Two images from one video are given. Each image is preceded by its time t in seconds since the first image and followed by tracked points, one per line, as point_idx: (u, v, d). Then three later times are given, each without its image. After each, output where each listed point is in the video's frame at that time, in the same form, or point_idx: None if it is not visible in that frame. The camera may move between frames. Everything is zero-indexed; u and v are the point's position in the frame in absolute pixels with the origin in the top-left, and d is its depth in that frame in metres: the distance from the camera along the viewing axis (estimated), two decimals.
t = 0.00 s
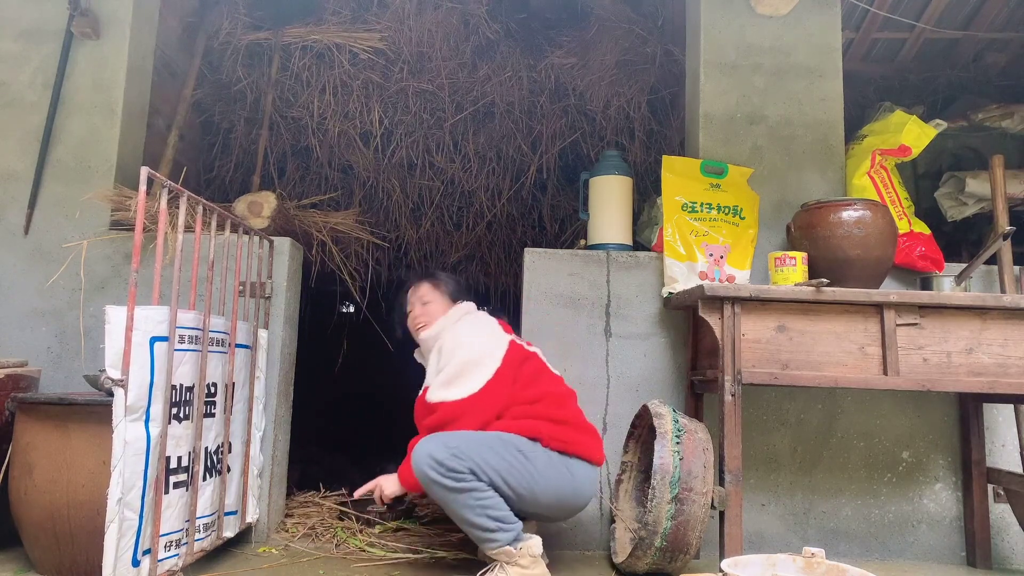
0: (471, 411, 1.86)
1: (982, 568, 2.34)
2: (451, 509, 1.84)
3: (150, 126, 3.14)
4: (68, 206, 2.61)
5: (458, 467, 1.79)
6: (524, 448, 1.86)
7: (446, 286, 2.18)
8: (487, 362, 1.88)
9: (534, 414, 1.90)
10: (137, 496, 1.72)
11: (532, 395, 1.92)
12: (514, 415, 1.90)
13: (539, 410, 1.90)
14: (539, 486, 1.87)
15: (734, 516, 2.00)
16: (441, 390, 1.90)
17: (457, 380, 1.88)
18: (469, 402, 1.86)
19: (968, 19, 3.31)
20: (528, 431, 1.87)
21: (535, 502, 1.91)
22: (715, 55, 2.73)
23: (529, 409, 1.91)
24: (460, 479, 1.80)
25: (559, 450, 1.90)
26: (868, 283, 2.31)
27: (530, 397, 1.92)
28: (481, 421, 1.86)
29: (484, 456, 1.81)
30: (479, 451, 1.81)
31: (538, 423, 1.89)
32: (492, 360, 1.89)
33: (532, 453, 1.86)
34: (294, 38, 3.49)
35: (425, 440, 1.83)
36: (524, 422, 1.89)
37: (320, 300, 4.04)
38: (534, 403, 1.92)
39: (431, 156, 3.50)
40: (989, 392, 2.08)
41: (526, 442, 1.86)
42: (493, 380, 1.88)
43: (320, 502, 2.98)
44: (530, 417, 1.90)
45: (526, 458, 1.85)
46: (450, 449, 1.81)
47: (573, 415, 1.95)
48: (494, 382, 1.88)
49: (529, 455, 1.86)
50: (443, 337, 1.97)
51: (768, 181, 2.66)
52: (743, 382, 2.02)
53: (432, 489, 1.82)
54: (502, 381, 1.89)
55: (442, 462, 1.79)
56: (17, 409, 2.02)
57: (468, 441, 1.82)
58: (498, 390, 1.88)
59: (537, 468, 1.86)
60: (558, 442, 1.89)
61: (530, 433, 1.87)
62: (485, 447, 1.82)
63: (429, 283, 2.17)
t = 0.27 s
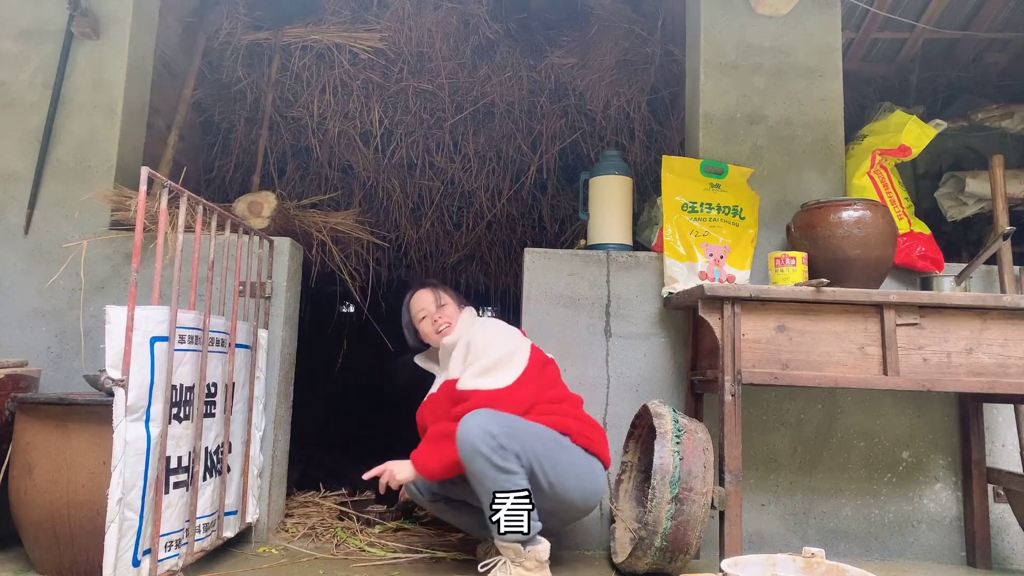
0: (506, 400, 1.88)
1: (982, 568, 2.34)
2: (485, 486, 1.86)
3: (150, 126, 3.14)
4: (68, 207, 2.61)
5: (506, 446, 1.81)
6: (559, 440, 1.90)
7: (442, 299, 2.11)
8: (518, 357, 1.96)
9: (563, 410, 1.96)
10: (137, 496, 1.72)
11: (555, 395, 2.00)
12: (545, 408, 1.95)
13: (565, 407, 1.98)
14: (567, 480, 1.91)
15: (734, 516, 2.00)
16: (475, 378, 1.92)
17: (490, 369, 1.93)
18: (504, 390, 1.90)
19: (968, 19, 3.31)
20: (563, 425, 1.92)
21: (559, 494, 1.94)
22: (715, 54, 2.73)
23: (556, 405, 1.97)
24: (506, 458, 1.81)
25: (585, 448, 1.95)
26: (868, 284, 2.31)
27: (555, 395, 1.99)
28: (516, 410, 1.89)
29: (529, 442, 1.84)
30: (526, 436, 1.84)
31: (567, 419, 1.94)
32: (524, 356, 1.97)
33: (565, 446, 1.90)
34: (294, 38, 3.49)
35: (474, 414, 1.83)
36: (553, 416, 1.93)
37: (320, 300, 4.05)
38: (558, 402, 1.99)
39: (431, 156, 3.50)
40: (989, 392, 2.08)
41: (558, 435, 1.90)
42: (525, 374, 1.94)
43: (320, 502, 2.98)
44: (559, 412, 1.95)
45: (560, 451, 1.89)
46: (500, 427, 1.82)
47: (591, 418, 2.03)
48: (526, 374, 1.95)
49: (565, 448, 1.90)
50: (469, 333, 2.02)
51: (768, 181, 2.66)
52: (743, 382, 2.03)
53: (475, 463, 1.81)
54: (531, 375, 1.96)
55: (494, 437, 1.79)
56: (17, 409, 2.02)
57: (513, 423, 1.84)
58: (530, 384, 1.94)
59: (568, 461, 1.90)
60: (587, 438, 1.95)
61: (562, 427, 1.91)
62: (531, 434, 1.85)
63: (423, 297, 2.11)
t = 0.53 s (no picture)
0: (518, 407, 1.85)
1: (982, 568, 2.34)
2: (510, 503, 1.81)
3: (150, 126, 3.14)
4: (68, 207, 2.61)
5: (531, 460, 1.77)
6: (577, 451, 1.87)
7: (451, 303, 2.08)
8: (526, 362, 1.92)
9: (576, 416, 1.94)
10: (137, 496, 1.72)
11: (566, 400, 1.97)
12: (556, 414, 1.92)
13: (577, 413, 1.95)
14: (583, 493, 1.88)
15: (734, 516, 2.00)
16: (485, 385, 1.88)
17: (500, 377, 1.89)
18: (515, 399, 1.85)
19: (968, 19, 3.31)
20: (577, 433, 1.89)
21: (573, 507, 1.92)
22: (715, 54, 2.73)
23: (567, 410, 1.94)
24: (530, 472, 1.77)
25: (598, 455, 1.93)
26: (868, 283, 2.31)
27: (566, 400, 1.96)
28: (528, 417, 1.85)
29: (552, 456, 1.80)
30: (548, 450, 1.80)
31: (579, 425, 1.92)
32: (532, 360, 1.93)
33: (581, 456, 1.87)
34: (294, 38, 3.50)
35: (494, 428, 1.79)
36: (565, 423, 1.91)
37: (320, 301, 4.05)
38: (570, 408, 1.96)
39: (431, 156, 3.51)
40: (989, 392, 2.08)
41: (574, 444, 1.87)
42: (534, 381, 1.90)
43: (320, 501, 2.98)
44: (571, 418, 1.92)
45: (578, 463, 1.86)
46: (523, 443, 1.77)
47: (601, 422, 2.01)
48: (536, 379, 1.91)
49: (584, 460, 1.87)
50: (476, 340, 1.98)
51: (768, 181, 2.66)
52: (743, 382, 2.03)
53: (499, 477, 1.76)
54: (541, 380, 1.92)
55: (518, 452, 1.75)
56: (17, 409, 2.02)
57: (533, 436, 1.80)
58: (540, 390, 1.90)
59: (586, 473, 1.87)
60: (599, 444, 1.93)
61: (577, 434, 1.89)
62: (552, 448, 1.81)
63: (431, 301, 2.08)
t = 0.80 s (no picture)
0: (519, 414, 1.84)
1: (981, 568, 2.34)
2: (517, 504, 1.79)
3: (150, 126, 3.14)
4: (68, 207, 2.61)
5: (540, 463, 1.76)
6: (582, 461, 1.86)
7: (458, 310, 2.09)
8: (529, 369, 1.91)
9: (581, 426, 1.92)
10: (137, 496, 1.72)
11: (571, 408, 1.96)
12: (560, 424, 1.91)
13: (582, 423, 1.94)
14: (587, 504, 1.88)
15: (735, 516, 2.00)
16: (486, 391, 1.88)
17: (500, 383, 1.89)
18: (516, 405, 1.85)
19: (968, 19, 3.32)
20: (583, 443, 1.88)
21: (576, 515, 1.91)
22: (715, 54, 2.73)
23: (572, 420, 1.93)
24: (540, 475, 1.76)
25: (604, 467, 1.91)
26: (868, 283, 2.31)
27: (570, 409, 1.95)
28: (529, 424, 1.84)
29: (559, 460, 1.80)
30: (556, 454, 1.80)
31: (583, 436, 1.91)
32: (536, 367, 1.93)
33: (587, 467, 1.87)
34: (294, 38, 3.50)
35: (501, 433, 1.77)
36: (569, 433, 1.90)
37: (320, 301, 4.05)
38: (575, 417, 1.95)
39: (431, 156, 3.51)
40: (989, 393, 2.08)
41: (580, 455, 1.87)
42: (536, 387, 1.90)
43: (320, 502, 2.98)
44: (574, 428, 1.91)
45: (584, 473, 1.85)
46: (533, 446, 1.77)
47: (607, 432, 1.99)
48: (539, 386, 1.91)
49: (589, 469, 1.87)
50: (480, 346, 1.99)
51: (768, 181, 2.66)
52: (743, 382, 2.03)
53: (509, 480, 1.75)
54: (545, 388, 1.92)
55: (528, 455, 1.74)
56: (17, 409, 2.02)
57: (541, 441, 1.79)
58: (543, 397, 1.90)
59: (590, 484, 1.86)
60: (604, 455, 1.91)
61: (583, 445, 1.88)
62: (560, 452, 1.81)
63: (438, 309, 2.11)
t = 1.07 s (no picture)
0: (513, 419, 1.83)
1: (982, 568, 2.34)
2: (507, 506, 1.81)
3: (150, 126, 3.14)
4: (68, 207, 2.61)
5: (527, 466, 1.77)
6: (574, 466, 1.86)
7: (467, 303, 2.01)
8: (527, 372, 1.87)
9: (577, 433, 1.91)
10: (137, 496, 1.72)
11: (570, 413, 1.93)
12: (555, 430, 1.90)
13: (579, 429, 1.92)
14: (578, 507, 1.88)
15: (734, 516, 2.00)
16: (482, 393, 1.86)
17: (496, 386, 1.86)
18: (510, 409, 1.83)
19: (968, 19, 3.32)
20: (576, 450, 1.88)
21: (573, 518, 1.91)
22: (715, 54, 2.73)
23: (568, 426, 1.91)
24: (527, 477, 1.77)
25: (598, 474, 1.91)
26: (868, 283, 2.31)
27: (569, 414, 1.93)
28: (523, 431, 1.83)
29: (547, 462, 1.81)
30: (544, 456, 1.81)
31: (578, 443, 1.89)
32: (536, 370, 1.89)
33: (578, 472, 1.86)
34: (294, 38, 3.50)
35: (488, 438, 1.79)
36: (564, 440, 1.88)
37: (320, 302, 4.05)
38: (573, 423, 1.93)
39: (431, 156, 3.50)
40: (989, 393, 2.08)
41: (571, 460, 1.86)
42: (533, 391, 1.87)
43: (320, 502, 2.98)
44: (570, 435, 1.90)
45: (575, 477, 1.85)
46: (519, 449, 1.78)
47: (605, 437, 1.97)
48: (538, 390, 1.87)
49: (581, 473, 1.87)
50: (481, 344, 1.95)
51: (768, 181, 2.66)
52: (743, 382, 2.03)
53: (495, 484, 1.77)
54: (544, 392, 1.89)
55: (514, 457, 1.76)
56: (17, 409, 2.02)
57: (529, 445, 1.80)
58: (541, 403, 1.87)
59: (582, 488, 1.86)
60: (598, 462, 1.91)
61: (578, 452, 1.88)
62: (548, 455, 1.82)
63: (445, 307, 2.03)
